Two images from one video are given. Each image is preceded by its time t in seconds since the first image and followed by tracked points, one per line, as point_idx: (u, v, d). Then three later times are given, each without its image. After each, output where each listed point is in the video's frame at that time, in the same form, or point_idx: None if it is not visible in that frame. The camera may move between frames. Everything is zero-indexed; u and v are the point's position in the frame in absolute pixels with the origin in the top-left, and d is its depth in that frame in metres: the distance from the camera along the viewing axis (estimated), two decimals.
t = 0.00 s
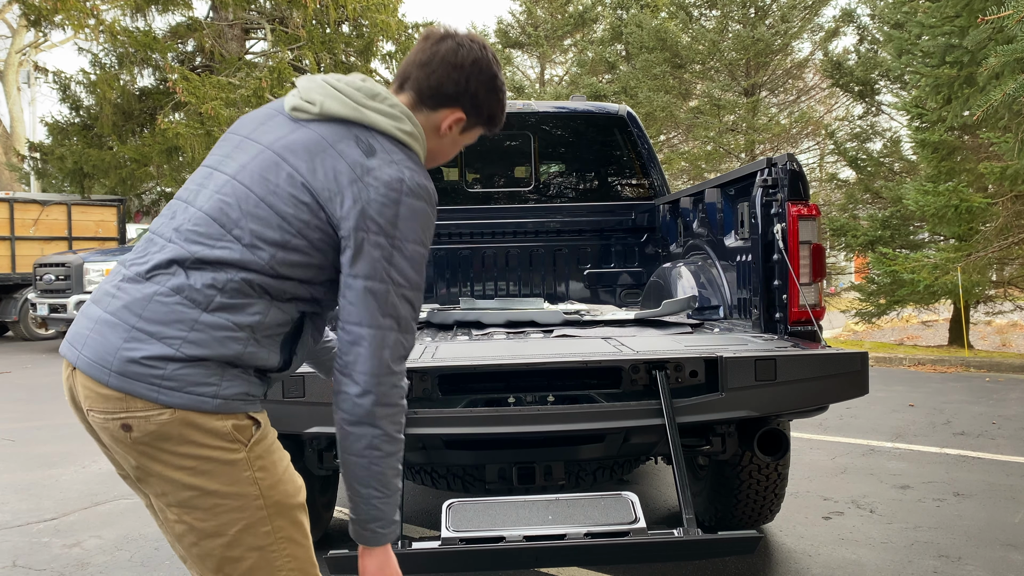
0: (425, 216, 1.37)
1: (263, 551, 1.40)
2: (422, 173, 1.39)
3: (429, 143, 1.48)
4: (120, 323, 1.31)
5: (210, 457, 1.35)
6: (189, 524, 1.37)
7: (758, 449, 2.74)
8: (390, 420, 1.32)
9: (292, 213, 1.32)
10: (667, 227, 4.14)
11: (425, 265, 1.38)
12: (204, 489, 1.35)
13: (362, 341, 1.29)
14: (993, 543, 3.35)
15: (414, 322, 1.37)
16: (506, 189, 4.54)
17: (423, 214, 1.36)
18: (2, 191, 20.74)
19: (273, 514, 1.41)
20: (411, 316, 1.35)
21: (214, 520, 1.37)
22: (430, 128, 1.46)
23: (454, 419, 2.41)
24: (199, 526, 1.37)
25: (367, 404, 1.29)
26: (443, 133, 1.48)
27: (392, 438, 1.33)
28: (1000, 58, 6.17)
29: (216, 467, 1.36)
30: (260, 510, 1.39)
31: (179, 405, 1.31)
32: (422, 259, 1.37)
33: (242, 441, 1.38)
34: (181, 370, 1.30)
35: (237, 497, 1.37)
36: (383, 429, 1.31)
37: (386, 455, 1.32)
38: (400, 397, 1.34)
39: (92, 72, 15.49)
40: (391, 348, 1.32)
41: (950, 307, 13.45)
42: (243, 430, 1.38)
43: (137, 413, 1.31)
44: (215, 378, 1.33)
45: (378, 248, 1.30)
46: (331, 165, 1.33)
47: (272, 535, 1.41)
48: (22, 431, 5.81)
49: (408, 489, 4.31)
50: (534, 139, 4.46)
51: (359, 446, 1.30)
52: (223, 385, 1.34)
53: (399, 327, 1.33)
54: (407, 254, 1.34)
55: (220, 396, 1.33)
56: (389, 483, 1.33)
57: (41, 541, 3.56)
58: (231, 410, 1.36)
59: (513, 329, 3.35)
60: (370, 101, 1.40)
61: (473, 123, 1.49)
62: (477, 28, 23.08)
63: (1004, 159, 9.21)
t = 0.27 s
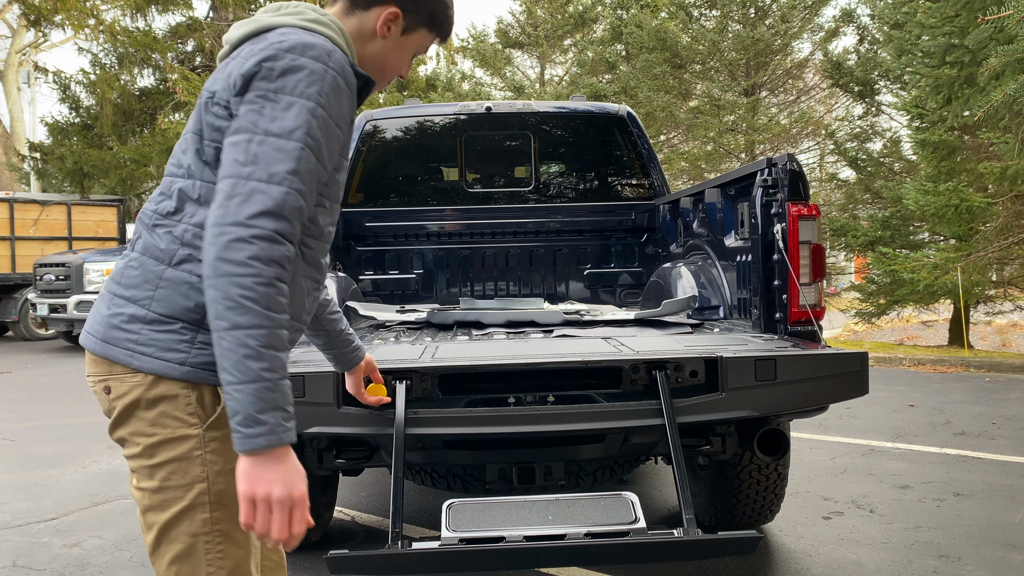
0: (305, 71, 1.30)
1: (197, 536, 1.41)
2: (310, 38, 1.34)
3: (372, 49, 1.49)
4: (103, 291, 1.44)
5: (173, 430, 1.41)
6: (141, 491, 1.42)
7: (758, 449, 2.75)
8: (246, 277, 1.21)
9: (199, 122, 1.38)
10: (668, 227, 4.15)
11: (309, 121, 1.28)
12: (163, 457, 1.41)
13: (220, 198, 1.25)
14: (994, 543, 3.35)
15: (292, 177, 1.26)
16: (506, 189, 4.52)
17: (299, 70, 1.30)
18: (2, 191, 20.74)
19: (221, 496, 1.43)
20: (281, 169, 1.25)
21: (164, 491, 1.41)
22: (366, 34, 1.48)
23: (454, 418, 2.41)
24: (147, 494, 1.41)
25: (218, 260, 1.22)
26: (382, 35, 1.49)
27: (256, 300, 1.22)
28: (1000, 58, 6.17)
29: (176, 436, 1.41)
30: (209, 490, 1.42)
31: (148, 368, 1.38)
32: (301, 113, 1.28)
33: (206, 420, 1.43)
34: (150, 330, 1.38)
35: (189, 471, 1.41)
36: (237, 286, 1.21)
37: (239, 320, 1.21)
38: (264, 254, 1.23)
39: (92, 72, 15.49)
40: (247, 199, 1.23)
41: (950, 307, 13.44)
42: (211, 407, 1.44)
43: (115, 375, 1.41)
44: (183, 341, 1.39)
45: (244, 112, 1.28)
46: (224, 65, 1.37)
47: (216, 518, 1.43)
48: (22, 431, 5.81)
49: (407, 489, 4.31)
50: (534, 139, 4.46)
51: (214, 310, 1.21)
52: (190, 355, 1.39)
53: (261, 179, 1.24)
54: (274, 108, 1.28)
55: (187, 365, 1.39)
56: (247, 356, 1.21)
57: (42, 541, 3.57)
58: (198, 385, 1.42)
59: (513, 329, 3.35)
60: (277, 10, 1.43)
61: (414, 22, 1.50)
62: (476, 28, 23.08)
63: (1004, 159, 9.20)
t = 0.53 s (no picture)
0: (215, 32, 1.31)
1: (154, 551, 1.33)
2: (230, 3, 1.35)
3: (331, 23, 1.52)
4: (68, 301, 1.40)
5: (128, 437, 1.34)
6: (104, 501, 1.36)
7: (758, 449, 2.76)
8: (132, 236, 1.21)
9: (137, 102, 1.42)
10: (668, 227, 4.15)
11: (212, 78, 1.28)
12: (121, 466, 1.34)
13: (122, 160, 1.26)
14: (993, 543, 3.35)
15: (187, 133, 1.25)
16: (506, 189, 4.52)
17: (210, 30, 1.31)
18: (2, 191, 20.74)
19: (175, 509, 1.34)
20: (176, 125, 1.25)
21: (122, 501, 1.34)
22: (325, 10, 1.51)
23: (455, 418, 2.41)
24: (109, 505, 1.36)
25: (110, 219, 1.22)
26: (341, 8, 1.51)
27: (138, 260, 1.20)
28: (1001, 58, 6.18)
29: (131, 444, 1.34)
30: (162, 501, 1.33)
31: (100, 374, 1.31)
32: (206, 72, 1.28)
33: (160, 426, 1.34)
34: (103, 332, 1.32)
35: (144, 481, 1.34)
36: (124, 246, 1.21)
37: (127, 284, 1.20)
38: (151, 213, 1.22)
39: (92, 72, 15.50)
40: (140, 158, 1.24)
41: (950, 307, 13.44)
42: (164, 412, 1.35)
43: (75, 382, 1.35)
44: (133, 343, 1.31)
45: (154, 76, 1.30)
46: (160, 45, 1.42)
47: (170, 532, 1.33)
48: (22, 431, 5.81)
49: (407, 489, 4.31)
50: (534, 139, 4.47)
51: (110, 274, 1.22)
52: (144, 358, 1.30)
53: (154, 135, 1.25)
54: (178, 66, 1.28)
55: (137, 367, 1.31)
56: (131, 320, 1.19)
57: (42, 541, 3.57)
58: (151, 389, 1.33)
59: (513, 329, 3.35)
60: None
61: None
62: (476, 28, 23.11)
63: (1004, 159, 9.21)
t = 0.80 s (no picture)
0: (159, 13, 1.19)
1: None
2: None
3: (283, 4, 1.44)
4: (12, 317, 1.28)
5: (75, 461, 1.24)
6: (44, 527, 1.26)
7: (757, 449, 2.76)
8: (102, 253, 1.11)
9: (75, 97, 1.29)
10: (668, 227, 4.15)
11: (163, 67, 1.17)
12: (68, 493, 1.24)
13: (71, 165, 1.15)
14: (994, 543, 3.35)
15: (143, 130, 1.14)
16: (506, 189, 4.52)
17: (153, 12, 1.19)
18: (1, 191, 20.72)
19: (128, 541, 1.25)
20: (131, 123, 1.14)
21: (68, 531, 1.24)
22: None
23: (454, 418, 2.41)
24: (50, 531, 1.25)
25: (70, 235, 1.12)
26: None
27: (118, 278, 1.12)
28: (1001, 58, 6.18)
29: (82, 470, 1.23)
30: (114, 534, 1.24)
31: (49, 394, 1.20)
32: (156, 60, 1.17)
33: (116, 453, 1.24)
34: (51, 348, 1.20)
35: (94, 511, 1.24)
36: (93, 263, 1.11)
37: (106, 306, 1.11)
38: (118, 223, 1.12)
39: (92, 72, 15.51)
40: (94, 163, 1.13)
41: (950, 307, 13.44)
42: (121, 437, 1.24)
43: (20, 401, 1.23)
44: (86, 359, 1.20)
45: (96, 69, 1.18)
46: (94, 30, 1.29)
47: (120, 566, 1.24)
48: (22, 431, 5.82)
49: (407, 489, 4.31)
50: (534, 139, 4.47)
51: (80, 297, 1.12)
52: (96, 375, 1.19)
53: (108, 137, 1.14)
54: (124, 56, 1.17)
55: (92, 386, 1.19)
56: (122, 343, 1.12)
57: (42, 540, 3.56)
58: (106, 411, 1.22)
59: (513, 329, 3.35)
60: None
61: None
62: (476, 28, 23.14)
63: (1003, 159, 9.21)
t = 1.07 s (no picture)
0: None
1: None
2: None
3: None
4: None
5: (30, 485, 1.17)
6: None
7: (757, 449, 2.76)
8: (63, 260, 1.04)
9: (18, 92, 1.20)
10: (668, 227, 4.15)
11: (115, 56, 1.09)
12: (21, 520, 1.17)
13: (18, 166, 1.06)
14: (994, 543, 3.35)
15: (97, 123, 1.07)
16: (506, 189, 4.52)
17: None
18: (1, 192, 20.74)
19: (88, 567, 1.19)
20: (84, 118, 1.06)
21: (23, 558, 1.17)
22: None
23: (455, 418, 2.41)
24: (5, 559, 1.19)
25: (24, 243, 1.04)
26: None
27: (84, 286, 1.05)
28: (1000, 58, 6.19)
29: (37, 495, 1.17)
30: (74, 561, 1.18)
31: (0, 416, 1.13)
32: (105, 48, 1.09)
33: (75, 475, 1.18)
34: (5, 366, 1.14)
35: (50, 537, 1.17)
36: (53, 272, 1.04)
37: (76, 318, 1.04)
38: (77, 226, 1.05)
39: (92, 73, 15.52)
40: (46, 162, 1.05)
41: (950, 307, 13.44)
42: (80, 459, 1.18)
43: None
44: (42, 376, 1.14)
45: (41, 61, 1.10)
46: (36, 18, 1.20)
47: None
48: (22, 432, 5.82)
49: (407, 489, 4.31)
50: (534, 139, 4.47)
51: (44, 310, 1.05)
52: (52, 393, 1.14)
53: (59, 133, 1.06)
54: (71, 45, 1.09)
55: (47, 406, 1.14)
56: (102, 354, 1.06)
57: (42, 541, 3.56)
58: (64, 434, 1.17)
59: (513, 329, 3.35)
60: None
61: None
62: (476, 28, 23.15)
63: (1004, 159, 9.21)
